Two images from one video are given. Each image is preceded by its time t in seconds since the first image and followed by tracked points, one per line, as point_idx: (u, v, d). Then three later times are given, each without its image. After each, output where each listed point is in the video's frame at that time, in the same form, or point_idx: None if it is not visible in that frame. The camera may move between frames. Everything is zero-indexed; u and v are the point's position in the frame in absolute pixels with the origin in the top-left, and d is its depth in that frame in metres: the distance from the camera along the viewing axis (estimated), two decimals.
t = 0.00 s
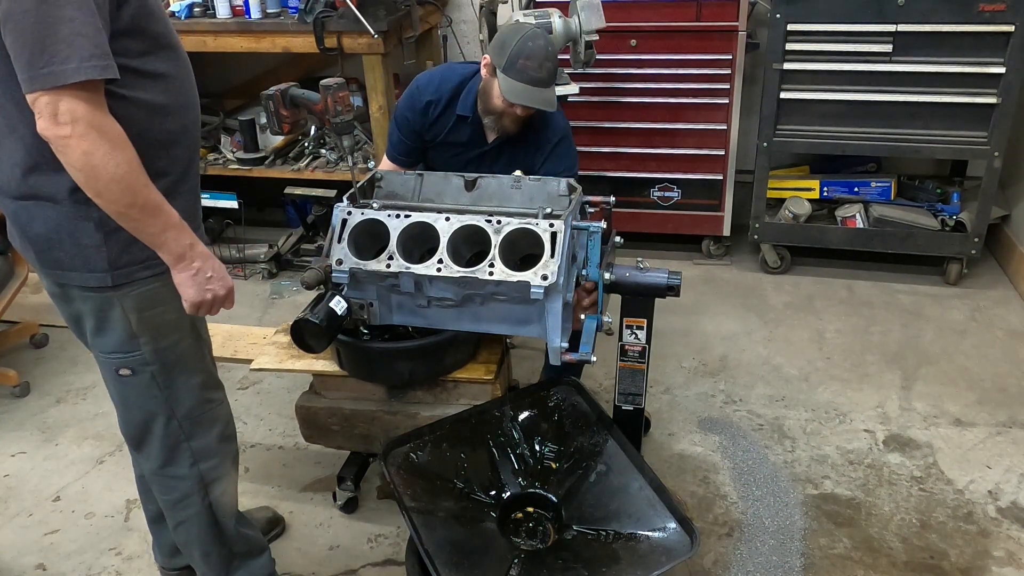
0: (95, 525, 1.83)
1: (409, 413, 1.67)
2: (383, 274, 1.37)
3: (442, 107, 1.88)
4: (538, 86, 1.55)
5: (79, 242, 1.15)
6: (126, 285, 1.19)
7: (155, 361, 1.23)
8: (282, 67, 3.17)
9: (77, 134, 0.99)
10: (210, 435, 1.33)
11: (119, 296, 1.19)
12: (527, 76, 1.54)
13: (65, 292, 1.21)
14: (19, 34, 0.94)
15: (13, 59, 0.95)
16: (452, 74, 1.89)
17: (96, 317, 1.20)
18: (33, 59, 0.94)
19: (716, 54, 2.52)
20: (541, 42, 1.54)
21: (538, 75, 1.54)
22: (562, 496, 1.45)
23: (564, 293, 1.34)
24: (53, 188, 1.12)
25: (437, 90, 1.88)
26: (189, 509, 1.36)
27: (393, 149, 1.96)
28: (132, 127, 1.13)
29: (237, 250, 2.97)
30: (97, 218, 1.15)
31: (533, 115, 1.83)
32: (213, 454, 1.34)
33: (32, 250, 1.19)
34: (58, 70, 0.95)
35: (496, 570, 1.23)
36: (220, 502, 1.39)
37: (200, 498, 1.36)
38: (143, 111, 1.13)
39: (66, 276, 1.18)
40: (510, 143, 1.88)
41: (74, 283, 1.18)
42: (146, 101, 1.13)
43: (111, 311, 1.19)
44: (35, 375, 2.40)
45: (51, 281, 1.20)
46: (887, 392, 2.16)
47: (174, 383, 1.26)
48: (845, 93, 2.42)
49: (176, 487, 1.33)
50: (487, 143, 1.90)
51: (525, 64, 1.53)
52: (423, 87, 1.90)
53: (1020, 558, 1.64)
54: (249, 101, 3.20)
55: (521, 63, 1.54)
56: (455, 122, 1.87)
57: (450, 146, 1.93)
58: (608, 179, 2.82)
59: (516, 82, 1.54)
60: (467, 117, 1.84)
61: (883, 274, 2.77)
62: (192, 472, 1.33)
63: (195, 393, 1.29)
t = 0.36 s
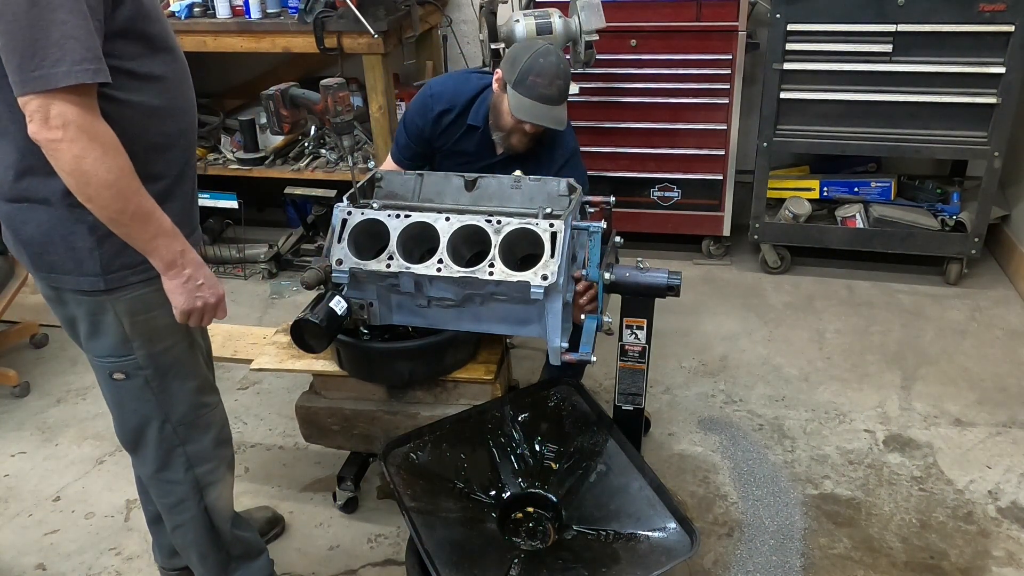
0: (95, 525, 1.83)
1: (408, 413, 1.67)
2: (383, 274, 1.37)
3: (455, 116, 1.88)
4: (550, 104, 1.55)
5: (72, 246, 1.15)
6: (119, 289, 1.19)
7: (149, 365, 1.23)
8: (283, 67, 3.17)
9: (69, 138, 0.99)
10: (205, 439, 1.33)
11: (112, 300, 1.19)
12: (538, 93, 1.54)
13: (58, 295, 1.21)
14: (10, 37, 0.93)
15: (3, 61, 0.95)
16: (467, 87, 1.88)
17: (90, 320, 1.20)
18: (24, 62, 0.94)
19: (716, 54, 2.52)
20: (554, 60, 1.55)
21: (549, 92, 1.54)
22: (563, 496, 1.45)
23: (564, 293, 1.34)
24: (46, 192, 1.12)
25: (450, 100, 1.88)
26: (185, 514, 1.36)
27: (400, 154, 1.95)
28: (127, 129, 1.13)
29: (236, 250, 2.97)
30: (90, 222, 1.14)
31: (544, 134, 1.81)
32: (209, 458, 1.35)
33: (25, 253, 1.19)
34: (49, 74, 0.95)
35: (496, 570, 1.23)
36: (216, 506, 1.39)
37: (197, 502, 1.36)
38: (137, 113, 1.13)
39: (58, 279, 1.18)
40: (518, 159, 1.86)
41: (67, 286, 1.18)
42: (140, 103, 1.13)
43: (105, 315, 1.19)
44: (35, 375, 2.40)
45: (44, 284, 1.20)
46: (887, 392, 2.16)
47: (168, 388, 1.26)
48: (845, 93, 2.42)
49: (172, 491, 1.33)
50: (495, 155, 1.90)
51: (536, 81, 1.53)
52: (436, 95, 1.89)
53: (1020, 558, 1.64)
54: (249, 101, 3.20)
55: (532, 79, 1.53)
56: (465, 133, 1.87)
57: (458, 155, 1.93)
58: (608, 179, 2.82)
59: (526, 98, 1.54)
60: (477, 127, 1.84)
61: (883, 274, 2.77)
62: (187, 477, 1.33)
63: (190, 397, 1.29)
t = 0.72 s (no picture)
0: (95, 525, 1.83)
1: (408, 413, 1.67)
2: (383, 274, 1.37)
3: (450, 113, 1.88)
4: (538, 92, 1.55)
5: (74, 248, 1.15)
6: (121, 291, 1.19)
7: (151, 367, 1.23)
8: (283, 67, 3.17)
9: (71, 142, 0.99)
10: (208, 441, 1.33)
11: (114, 302, 1.19)
12: (528, 81, 1.54)
13: (61, 297, 1.21)
14: (13, 40, 0.93)
15: (7, 65, 0.95)
16: (459, 81, 1.89)
17: (92, 322, 1.20)
18: (27, 65, 0.94)
19: (715, 54, 2.52)
20: (540, 47, 1.54)
21: (539, 79, 1.54)
22: (562, 496, 1.45)
23: (564, 293, 1.34)
24: (48, 194, 1.12)
25: (445, 97, 1.88)
26: (186, 516, 1.36)
27: (399, 155, 1.96)
28: (130, 132, 1.13)
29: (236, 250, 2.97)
30: (93, 224, 1.14)
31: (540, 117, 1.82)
32: (212, 460, 1.34)
33: (27, 255, 1.19)
34: (51, 77, 0.95)
35: (496, 570, 1.23)
36: (219, 507, 1.39)
37: (198, 503, 1.36)
38: (141, 116, 1.13)
39: (61, 281, 1.18)
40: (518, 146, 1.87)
41: (70, 288, 1.18)
42: (145, 106, 1.13)
43: (107, 317, 1.20)
44: (35, 375, 2.40)
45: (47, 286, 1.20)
46: (887, 392, 2.16)
47: (171, 390, 1.26)
48: (844, 93, 2.42)
49: (174, 492, 1.33)
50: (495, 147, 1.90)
51: (524, 69, 1.54)
52: (430, 94, 1.90)
53: (1020, 558, 1.64)
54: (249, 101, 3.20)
55: (520, 68, 1.54)
56: (463, 129, 1.87)
57: (457, 152, 1.93)
58: (608, 179, 2.82)
59: (515, 89, 1.55)
60: (473, 122, 1.84)
61: (883, 274, 2.77)
62: (190, 478, 1.33)
63: (193, 399, 1.29)
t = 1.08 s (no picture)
0: (95, 525, 1.83)
1: (409, 413, 1.67)
2: (383, 274, 1.38)
3: (421, 94, 1.87)
4: (499, 51, 1.56)
5: (90, 251, 1.15)
6: (136, 294, 1.19)
7: (162, 370, 1.23)
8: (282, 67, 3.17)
9: (93, 146, 0.98)
10: (216, 444, 1.33)
11: (129, 305, 1.19)
12: (491, 46, 1.54)
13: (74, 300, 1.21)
14: (38, 43, 0.93)
15: (30, 67, 0.94)
16: (422, 59, 1.90)
17: (105, 325, 1.20)
18: (52, 69, 0.94)
19: (716, 54, 2.52)
20: (493, 8, 1.53)
21: (499, 39, 1.54)
22: (562, 496, 1.45)
23: (564, 293, 1.34)
24: (61, 198, 1.12)
25: (414, 77, 1.87)
26: (193, 518, 1.36)
27: (387, 149, 1.96)
28: (146, 135, 1.13)
29: (237, 250, 2.97)
30: (107, 228, 1.14)
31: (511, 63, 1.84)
32: (219, 463, 1.34)
33: (39, 259, 1.19)
34: (78, 81, 0.94)
35: (496, 570, 1.22)
36: (226, 510, 1.39)
37: (206, 505, 1.35)
38: (157, 120, 1.13)
39: (75, 285, 1.18)
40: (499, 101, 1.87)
41: (83, 292, 1.18)
42: (162, 109, 1.13)
43: (120, 320, 1.20)
44: (35, 375, 2.40)
45: (59, 290, 1.20)
46: (887, 392, 2.16)
47: (182, 392, 1.26)
48: (845, 93, 2.41)
49: (178, 494, 1.33)
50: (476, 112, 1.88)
51: (485, 34, 1.53)
52: (399, 80, 1.89)
53: (1020, 558, 1.64)
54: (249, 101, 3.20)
55: (480, 34, 1.53)
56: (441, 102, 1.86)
57: (444, 129, 1.92)
58: (608, 179, 2.82)
59: (480, 55, 1.56)
60: (447, 94, 1.84)
61: (883, 274, 2.77)
62: (198, 481, 1.33)
63: (204, 402, 1.29)
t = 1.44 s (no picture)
0: (95, 525, 1.83)
1: (409, 413, 1.67)
2: (383, 274, 1.38)
3: (404, 88, 1.86)
4: (488, 37, 1.60)
5: (99, 258, 1.15)
6: (146, 301, 1.19)
7: (170, 377, 1.23)
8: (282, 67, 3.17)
9: (101, 151, 0.98)
10: (224, 449, 1.33)
11: (139, 311, 1.19)
12: (480, 35, 1.58)
13: (82, 306, 1.21)
14: (44, 46, 0.93)
15: (37, 71, 0.94)
16: (402, 57, 1.90)
17: (113, 331, 1.20)
18: (58, 72, 0.93)
19: (716, 54, 2.52)
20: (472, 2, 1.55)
21: (485, 26, 1.57)
22: (562, 496, 1.45)
23: (564, 293, 1.34)
24: (70, 205, 1.12)
25: (396, 73, 1.87)
26: (197, 521, 1.35)
27: (376, 148, 1.94)
28: (156, 140, 1.13)
29: (237, 250, 2.97)
30: (116, 234, 1.14)
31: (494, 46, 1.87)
32: (225, 469, 1.34)
33: (47, 266, 1.19)
34: (84, 84, 0.94)
35: (496, 570, 1.22)
36: (230, 515, 1.39)
37: (210, 509, 1.35)
38: (167, 124, 1.13)
39: (83, 292, 1.17)
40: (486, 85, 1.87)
41: (91, 299, 1.18)
42: (173, 114, 1.13)
43: (129, 326, 1.20)
44: (36, 375, 2.40)
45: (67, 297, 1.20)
46: (887, 392, 2.16)
47: (189, 399, 1.26)
48: (845, 93, 2.41)
49: (182, 498, 1.33)
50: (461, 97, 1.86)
51: (473, 28, 1.56)
52: (381, 78, 1.88)
53: (1020, 558, 1.64)
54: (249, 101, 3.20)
55: (468, 29, 1.56)
56: (425, 92, 1.85)
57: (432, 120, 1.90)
58: (608, 179, 2.82)
59: (474, 47, 1.60)
60: (429, 85, 1.84)
61: (883, 274, 2.77)
62: (203, 485, 1.33)
63: (211, 408, 1.29)
